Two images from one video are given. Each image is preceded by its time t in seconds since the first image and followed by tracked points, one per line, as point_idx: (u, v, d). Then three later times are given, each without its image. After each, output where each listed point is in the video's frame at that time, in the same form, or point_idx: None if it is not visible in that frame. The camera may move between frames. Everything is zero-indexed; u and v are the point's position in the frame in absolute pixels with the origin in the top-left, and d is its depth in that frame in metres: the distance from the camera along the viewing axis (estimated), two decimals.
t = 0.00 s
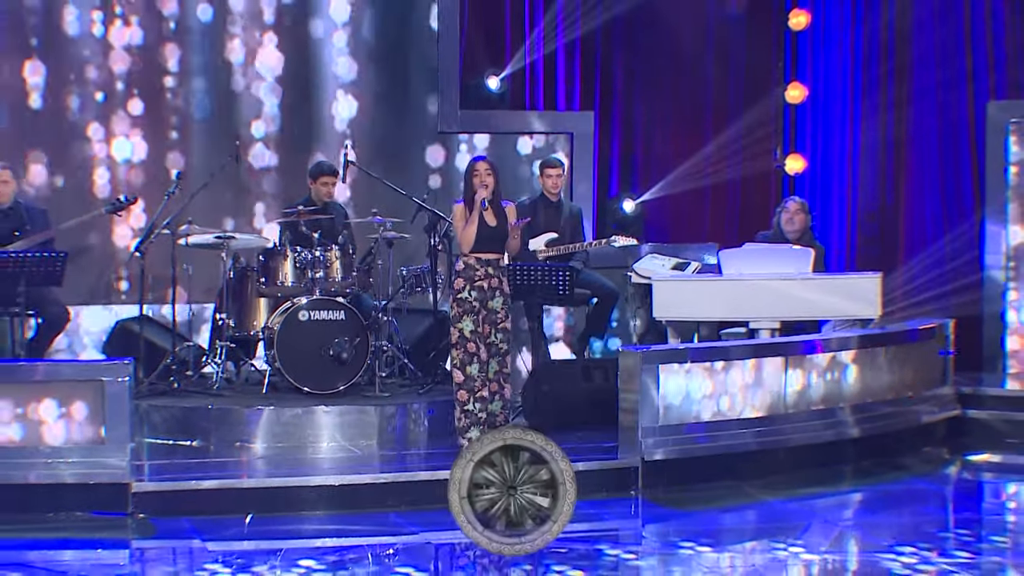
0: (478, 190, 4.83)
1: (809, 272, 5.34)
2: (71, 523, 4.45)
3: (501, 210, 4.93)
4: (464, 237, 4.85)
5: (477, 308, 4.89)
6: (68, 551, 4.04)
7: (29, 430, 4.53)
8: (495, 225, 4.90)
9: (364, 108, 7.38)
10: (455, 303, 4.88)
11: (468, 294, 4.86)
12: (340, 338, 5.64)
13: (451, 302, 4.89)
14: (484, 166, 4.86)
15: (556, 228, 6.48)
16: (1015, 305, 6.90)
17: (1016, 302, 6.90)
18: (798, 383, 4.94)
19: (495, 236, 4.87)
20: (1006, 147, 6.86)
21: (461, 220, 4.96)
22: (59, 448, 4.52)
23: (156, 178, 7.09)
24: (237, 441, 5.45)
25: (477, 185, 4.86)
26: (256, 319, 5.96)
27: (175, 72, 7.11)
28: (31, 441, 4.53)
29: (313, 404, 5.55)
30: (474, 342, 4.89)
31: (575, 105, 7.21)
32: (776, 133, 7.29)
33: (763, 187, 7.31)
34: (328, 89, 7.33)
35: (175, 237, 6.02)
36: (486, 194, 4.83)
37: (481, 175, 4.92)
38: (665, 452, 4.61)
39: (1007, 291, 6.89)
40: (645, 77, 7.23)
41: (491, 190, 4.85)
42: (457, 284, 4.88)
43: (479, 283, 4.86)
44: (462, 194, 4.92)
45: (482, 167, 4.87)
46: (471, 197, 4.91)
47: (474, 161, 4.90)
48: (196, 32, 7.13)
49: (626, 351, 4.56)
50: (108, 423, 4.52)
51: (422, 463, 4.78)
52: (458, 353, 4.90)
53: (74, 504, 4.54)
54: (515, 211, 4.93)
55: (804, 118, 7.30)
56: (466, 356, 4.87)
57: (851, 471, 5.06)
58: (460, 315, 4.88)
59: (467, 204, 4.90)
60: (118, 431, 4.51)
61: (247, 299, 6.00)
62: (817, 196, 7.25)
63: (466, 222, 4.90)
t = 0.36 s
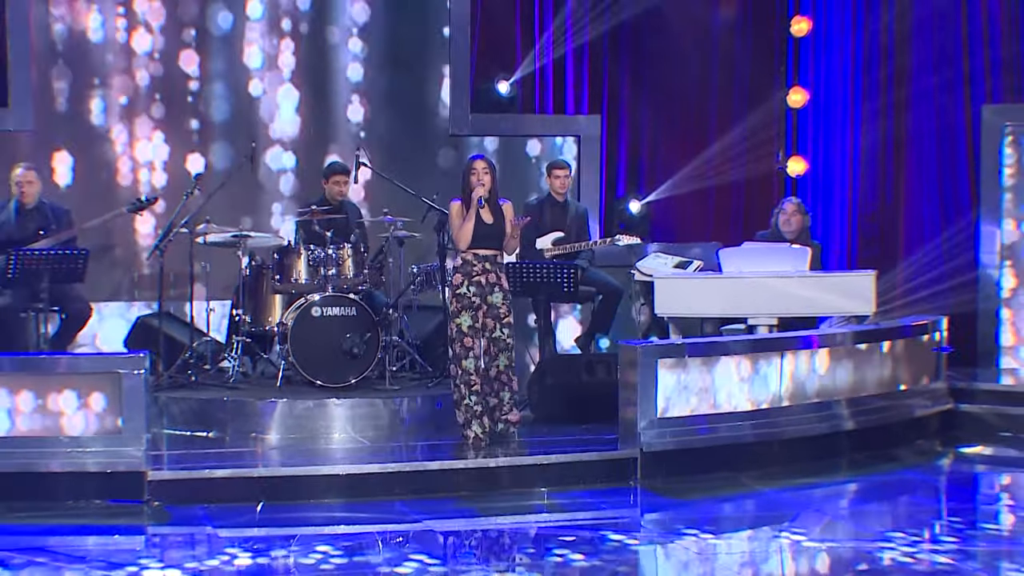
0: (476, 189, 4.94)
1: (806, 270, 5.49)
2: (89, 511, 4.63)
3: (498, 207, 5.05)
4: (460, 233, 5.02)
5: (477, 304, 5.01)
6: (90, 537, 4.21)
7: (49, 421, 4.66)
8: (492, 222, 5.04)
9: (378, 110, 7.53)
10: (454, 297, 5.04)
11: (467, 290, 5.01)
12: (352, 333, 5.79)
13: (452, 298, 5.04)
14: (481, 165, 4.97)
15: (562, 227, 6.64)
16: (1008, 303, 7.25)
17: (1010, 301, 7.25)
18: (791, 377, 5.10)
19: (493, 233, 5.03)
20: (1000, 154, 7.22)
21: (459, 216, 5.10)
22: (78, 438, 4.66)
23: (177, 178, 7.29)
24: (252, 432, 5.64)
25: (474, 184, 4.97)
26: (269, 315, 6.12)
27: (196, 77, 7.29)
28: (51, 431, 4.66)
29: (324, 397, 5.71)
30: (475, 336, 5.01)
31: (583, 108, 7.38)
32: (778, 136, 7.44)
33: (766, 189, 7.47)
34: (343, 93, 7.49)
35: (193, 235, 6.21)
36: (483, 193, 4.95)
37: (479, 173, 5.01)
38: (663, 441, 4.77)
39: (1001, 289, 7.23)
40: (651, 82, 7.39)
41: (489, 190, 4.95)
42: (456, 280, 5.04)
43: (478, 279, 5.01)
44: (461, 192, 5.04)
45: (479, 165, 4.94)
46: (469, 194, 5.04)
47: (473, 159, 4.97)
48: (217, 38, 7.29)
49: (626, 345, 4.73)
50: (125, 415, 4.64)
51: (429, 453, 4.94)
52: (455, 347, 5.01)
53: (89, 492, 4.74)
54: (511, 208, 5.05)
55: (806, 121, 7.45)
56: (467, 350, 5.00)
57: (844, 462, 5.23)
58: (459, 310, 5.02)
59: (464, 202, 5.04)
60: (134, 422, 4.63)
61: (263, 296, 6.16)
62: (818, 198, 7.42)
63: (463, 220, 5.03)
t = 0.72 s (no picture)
0: (476, 189, 5.02)
1: (804, 269, 5.66)
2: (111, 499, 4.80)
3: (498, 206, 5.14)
4: (460, 231, 5.11)
5: (474, 302, 5.09)
6: (113, 524, 4.41)
7: (70, 412, 4.85)
8: (491, 222, 5.12)
9: (392, 114, 7.74)
10: (457, 295, 5.15)
11: (467, 289, 5.09)
12: (364, 329, 5.97)
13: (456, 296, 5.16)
14: (485, 164, 5.04)
15: (568, 227, 6.80)
16: (1003, 300, 7.38)
17: (1005, 297, 7.39)
18: (788, 370, 5.29)
19: (491, 232, 5.10)
20: (996, 155, 7.30)
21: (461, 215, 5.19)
22: (98, 428, 4.85)
23: (198, 180, 7.50)
24: (267, 423, 5.82)
25: (476, 183, 5.06)
26: (285, 312, 6.29)
27: (217, 80, 7.50)
28: (73, 422, 4.86)
29: (337, 391, 5.90)
30: (472, 333, 5.10)
31: (592, 113, 7.56)
32: (781, 140, 7.63)
33: (770, 190, 7.63)
34: (358, 97, 7.70)
35: (212, 234, 6.42)
36: (483, 193, 5.04)
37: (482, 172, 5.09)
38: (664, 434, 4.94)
39: (997, 286, 7.35)
40: (657, 88, 7.58)
41: (488, 190, 5.03)
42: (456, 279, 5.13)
43: (476, 277, 5.09)
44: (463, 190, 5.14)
45: (482, 166, 5.02)
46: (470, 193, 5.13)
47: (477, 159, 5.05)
48: (238, 44, 7.52)
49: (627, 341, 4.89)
50: (143, 406, 4.82)
51: (437, 444, 5.13)
52: (458, 343, 5.13)
53: (109, 482, 4.90)
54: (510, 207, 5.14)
55: (808, 127, 7.63)
56: (466, 347, 5.11)
57: (841, 455, 5.40)
58: (460, 307, 5.13)
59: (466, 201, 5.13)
60: (151, 414, 4.82)
61: (279, 293, 6.35)
62: (820, 202, 7.59)
63: (463, 219, 5.13)
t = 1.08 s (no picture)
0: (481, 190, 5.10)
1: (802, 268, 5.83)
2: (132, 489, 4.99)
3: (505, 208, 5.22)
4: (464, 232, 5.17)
5: (476, 301, 5.17)
6: (137, 512, 4.60)
7: (91, 404, 5.04)
8: (494, 224, 5.18)
9: (405, 119, 7.96)
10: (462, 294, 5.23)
11: (470, 289, 5.18)
12: (377, 326, 6.17)
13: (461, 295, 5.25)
14: (492, 168, 5.12)
15: (575, 228, 6.99)
16: (997, 300, 7.56)
17: (999, 296, 7.56)
18: (785, 366, 5.48)
19: (494, 234, 5.16)
20: (989, 155, 7.50)
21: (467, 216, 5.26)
22: (116, 419, 5.03)
23: (218, 182, 7.73)
24: (281, 416, 6.02)
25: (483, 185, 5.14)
26: (302, 308, 6.54)
27: (237, 86, 7.74)
28: (94, 413, 5.05)
29: (349, 385, 6.10)
30: (474, 331, 5.21)
31: (600, 117, 7.74)
32: (784, 143, 7.85)
33: (773, 191, 7.87)
34: (373, 102, 7.92)
35: (230, 234, 6.64)
36: (485, 197, 5.14)
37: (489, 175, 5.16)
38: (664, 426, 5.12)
39: (991, 286, 7.53)
40: (664, 93, 7.76)
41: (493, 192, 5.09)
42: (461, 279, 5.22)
43: (479, 278, 5.16)
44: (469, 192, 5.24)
45: (489, 168, 5.10)
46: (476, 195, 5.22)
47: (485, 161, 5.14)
48: (258, 51, 7.74)
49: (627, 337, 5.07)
50: (161, 398, 5.01)
51: (447, 436, 5.32)
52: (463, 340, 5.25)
53: (128, 471, 5.12)
54: (516, 209, 5.20)
55: (810, 130, 7.86)
56: (469, 345, 5.23)
57: (836, 449, 5.58)
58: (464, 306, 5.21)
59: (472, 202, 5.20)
60: (168, 405, 5.00)
61: (296, 292, 6.58)
62: (822, 203, 7.77)
63: (468, 219, 5.19)
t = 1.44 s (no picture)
0: (488, 189, 5.26)
1: (801, 267, 6.01)
2: (151, 479, 5.20)
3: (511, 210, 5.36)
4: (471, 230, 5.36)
5: (482, 297, 5.38)
6: (161, 500, 4.83)
7: (111, 397, 5.28)
8: (500, 223, 5.34)
9: (417, 122, 8.19)
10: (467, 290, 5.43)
11: (476, 286, 5.38)
12: (390, 322, 6.38)
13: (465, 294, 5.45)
14: (499, 167, 5.29)
15: (582, 228, 7.19)
16: (993, 299, 7.72)
17: (994, 294, 7.73)
18: (783, 362, 5.69)
19: (500, 233, 5.34)
20: (985, 159, 7.69)
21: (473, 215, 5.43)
22: (135, 411, 5.27)
23: (238, 185, 7.97)
24: (296, 410, 6.22)
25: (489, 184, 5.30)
26: (317, 306, 6.76)
27: (256, 91, 7.97)
28: (114, 406, 5.28)
29: (362, 379, 6.31)
30: (479, 328, 5.38)
31: (609, 120, 7.93)
32: (786, 147, 8.09)
33: (774, 192, 8.09)
34: (386, 106, 8.14)
35: (248, 234, 6.86)
36: (492, 196, 5.28)
37: (495, 175, 5.32)
38: (665, 420, 5.32)
39: (986, 284, 7.72)
40: (670, 98, 7.97)
41: (499, 192, 5.26)
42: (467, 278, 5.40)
43: (484, 275, 5.36)
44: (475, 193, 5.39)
45: (495, 167, 5.26)
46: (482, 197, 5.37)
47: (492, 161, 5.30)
48: (277, 57, 7.97)
49: (629, 333, 5.27)
50: (179, 391, 5.24)
51: (456, 428, 5.55)
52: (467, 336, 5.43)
53: (147, 461, 5.33)
54: (522, 210, 5.35)
55: (812, 135, 8.12)
56: (474, 342, 5.41)
57: (833, 442, 5.77)
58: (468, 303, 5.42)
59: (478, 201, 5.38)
60: (185, 398, 5.23)
61: (310, 291, 6.80)
62: (823, 204, 8.06)
63: (474, 219, 5.37)
